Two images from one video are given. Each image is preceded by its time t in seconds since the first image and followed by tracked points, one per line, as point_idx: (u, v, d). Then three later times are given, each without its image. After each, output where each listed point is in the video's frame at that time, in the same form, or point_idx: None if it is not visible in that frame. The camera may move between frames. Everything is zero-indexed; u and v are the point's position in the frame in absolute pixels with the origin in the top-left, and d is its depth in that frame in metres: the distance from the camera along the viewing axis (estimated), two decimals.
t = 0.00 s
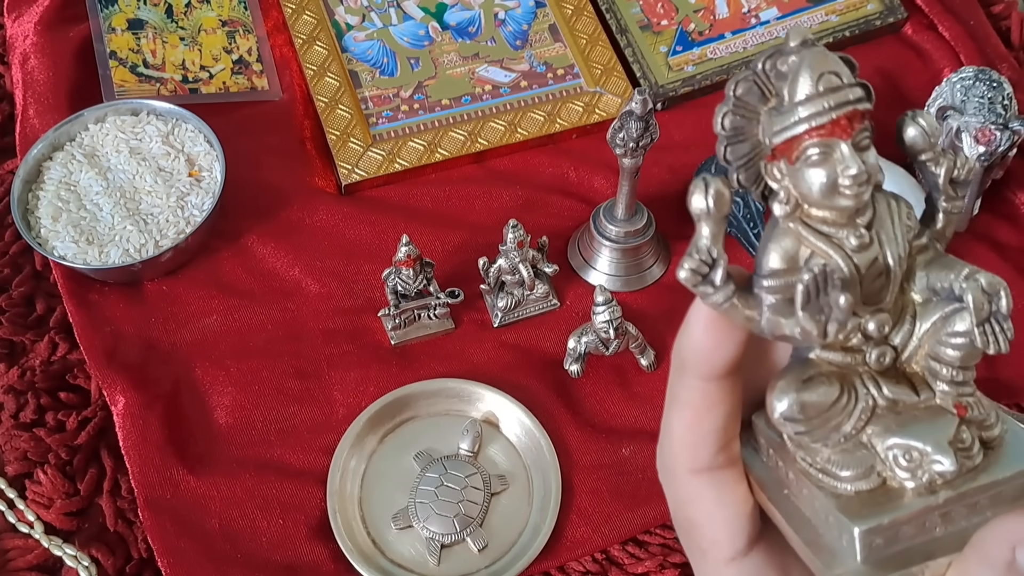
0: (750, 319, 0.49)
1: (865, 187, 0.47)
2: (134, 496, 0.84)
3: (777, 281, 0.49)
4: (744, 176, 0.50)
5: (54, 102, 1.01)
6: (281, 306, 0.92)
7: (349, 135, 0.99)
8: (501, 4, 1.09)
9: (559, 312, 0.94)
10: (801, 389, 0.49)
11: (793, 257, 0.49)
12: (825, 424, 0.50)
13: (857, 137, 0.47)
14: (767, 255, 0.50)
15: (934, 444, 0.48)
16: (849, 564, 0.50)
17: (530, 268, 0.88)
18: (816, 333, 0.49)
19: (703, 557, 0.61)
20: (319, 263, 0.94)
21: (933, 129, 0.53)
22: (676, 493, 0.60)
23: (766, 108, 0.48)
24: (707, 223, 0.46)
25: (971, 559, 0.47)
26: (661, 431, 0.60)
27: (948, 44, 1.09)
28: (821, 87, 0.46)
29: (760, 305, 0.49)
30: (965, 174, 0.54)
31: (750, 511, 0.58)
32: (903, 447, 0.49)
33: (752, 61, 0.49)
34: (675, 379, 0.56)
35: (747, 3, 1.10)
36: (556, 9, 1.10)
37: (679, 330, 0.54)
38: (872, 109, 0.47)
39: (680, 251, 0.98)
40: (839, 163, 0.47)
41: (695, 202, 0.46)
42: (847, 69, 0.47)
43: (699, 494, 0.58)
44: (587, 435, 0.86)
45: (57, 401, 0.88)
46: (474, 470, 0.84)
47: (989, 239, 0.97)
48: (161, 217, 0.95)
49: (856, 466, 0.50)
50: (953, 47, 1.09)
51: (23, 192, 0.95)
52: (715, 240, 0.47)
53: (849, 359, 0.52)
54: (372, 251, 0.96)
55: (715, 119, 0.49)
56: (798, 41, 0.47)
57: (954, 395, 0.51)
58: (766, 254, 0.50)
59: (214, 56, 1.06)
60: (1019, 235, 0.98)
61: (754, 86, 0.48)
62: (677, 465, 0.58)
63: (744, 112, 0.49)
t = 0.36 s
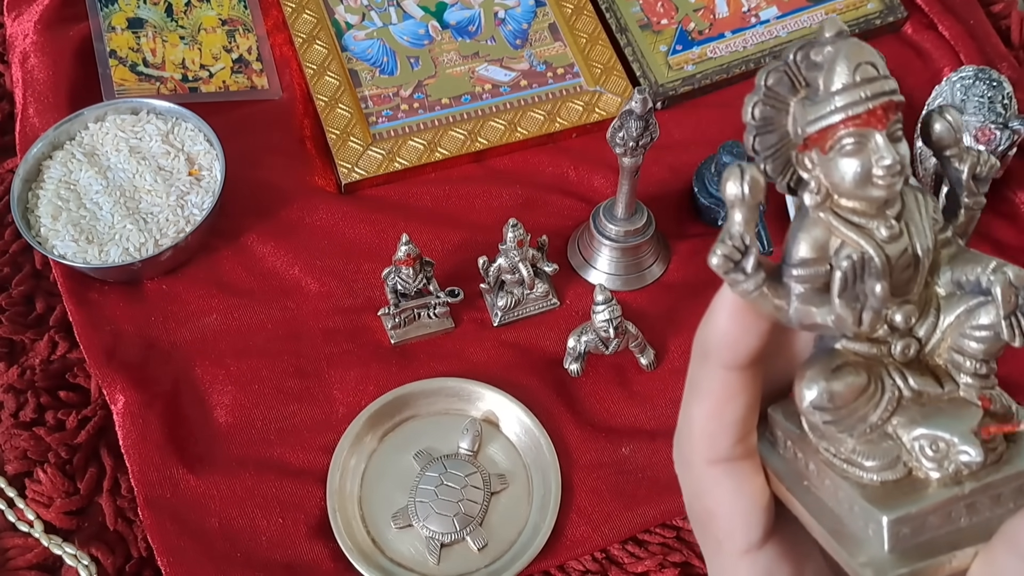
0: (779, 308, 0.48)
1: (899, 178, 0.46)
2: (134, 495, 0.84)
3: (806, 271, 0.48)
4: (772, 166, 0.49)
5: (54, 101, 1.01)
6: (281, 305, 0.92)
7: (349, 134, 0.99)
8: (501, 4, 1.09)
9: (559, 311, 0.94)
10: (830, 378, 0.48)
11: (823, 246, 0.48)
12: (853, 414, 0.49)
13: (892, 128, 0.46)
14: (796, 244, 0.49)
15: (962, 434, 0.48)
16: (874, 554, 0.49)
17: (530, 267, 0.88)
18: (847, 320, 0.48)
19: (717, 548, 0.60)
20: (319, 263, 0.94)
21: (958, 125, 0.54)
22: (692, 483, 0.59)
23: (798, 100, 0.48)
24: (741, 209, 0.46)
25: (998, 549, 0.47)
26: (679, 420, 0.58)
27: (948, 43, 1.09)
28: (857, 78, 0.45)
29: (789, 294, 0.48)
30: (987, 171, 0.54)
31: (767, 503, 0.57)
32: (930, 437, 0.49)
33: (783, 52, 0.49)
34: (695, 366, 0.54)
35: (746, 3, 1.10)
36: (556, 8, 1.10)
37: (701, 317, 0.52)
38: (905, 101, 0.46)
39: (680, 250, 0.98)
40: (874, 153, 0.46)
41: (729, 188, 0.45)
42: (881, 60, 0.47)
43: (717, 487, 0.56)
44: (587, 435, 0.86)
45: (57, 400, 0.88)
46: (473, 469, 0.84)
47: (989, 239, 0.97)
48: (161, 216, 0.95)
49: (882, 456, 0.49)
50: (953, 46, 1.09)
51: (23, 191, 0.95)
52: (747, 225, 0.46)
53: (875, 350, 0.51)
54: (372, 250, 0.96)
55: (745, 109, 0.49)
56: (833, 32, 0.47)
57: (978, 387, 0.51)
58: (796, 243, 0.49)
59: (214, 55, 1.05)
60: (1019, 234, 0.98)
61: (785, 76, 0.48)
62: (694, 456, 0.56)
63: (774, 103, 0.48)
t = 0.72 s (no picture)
0: (733, 271, 0.49)
1: (845, 138, 0.47)
2: (134, 496, 0.84)
3: (759, 233, 0.49)
4: (727, 132, 0.50)
5: (54, 102, 1.01)
6: (281, 306, 0.92)
7: (349, 135, 0.99)
8: (501, 4, 1.09)
9: (559, 311, 0.94)
10: (782, 336, 0.47)
11: (774, 209, 0.49)
12: (806, 370, 0.48)
13: (836, 89, 0.47)
14: (749, 208, 0.50)
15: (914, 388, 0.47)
16: (830, 510, 0.48)
17: (530, 267, 0.89)
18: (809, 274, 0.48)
19: (689, 509, 0.60)
20: (319, 263, 0.94)
21: (912, 84, 0.52)
22: (663, 443, 0.60)
23: (748, 64, 0.48)
24: (690, 174, 0.47)
25: (947, 498, 0.43)
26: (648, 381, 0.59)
27: (948, 43, 1.10)
28: (800, 41, 0.46)
29: (742, 256, 0.49)
30: (944, 128, 0.52)
31: (736, 463, 0.57)
32: (883, 392, 0.47)
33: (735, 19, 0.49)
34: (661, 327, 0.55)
35: (746, 3, 1.10)
36: (556, 8, 1.10)
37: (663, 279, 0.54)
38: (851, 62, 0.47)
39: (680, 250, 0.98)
40: (818, 115, 0.46)
41: (677, 154, 0.46)
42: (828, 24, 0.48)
43: (684, 447, 0.57)
44: (587, 435, 0.86)
45: (57, 400, 0.88)
46: (474, 470, 0.84)
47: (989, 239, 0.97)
48: (161, 216, 0.95)
49: (837, 412, 0.48)
50: (952, 46, 1.09)
51: (23, 191, 0.95)
52: (697, 192, 0.47)
53: (831, 308, 0.50)
54: (372, 251, 0.96)
55: (698, 77, 0.50)
56: None
57: (935, 341, 0.49)
58: (749, 207, 0.50)
59: (214, 56, 1.06)
60: (1019, 235, 0.98)
61: (735, 43, 0.48)
62: (664, 416, 0.57)
63: (727, 70, 0.49)
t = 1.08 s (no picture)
0: (815, 264, 0.44)
1: (949, 116, 0.43)
2: (133, 496, 0.84)
3: (845, 222, 0.45)
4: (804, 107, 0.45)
5: (54, 101, 1.01)
6: (280, 305, 0.92)
7: (349, 134, 0.99)
8: (501, 4, 1.09)
9: (559, 311, 0.94)
10: (874, 339, 0.46)
11: (864, 194, 0.45)
12: (898, 380, 0.46)
13: (943, 61, 0.43)
14: (834, 193, 0.45)
15: (1020, 403, 0.45)
16: (925, 535, 0.46)
17: (529, 267, 0.89)
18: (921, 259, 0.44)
19: (743, 534, 0.57)
20: (319, 263, 0.94)
21: (1011, 61, 0.51)
22: (713, 459, 0.56)
23: (834, 30, 0.44)
24: (774, 150, 0.41)
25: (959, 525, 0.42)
26: (702, 395, 0.56)
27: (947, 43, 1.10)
28: (905, 3, 0.42)
29: (826, 249, 0.44)
30: None
31: (798, 482, 0.54)
32: (985, 406, 0.46)
33: None
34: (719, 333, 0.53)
35: (746, 3, 1.10)
36: (556, 8, 1.10)
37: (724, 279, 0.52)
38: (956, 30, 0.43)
39: (680, 250, 0.98)
40: (922, 88, 0.42)
41: (761, 127, 0.41)
42: None
43: (737, 461, 0.54)
44: (586, 435, 0.86)
45: (56, 400, 0.88)
46: (473, 469, 0.84)
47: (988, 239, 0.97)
48: (161, 216, 0.95)
49: (929, 428, 0.46)
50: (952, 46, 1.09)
51: (23, 191, 0.95)
52: (780, 168, 0.42)
53: (922, 310, 0.48)
54: (372, 250, 0.96)
55: (775, 44, 0.45)
56: None
57: None
58: (833, 192, 0.45)
59: (213, 55, 1.05)
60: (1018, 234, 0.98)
61: (819, 6, 0.44)
62: (718, 429, 0.55)
63: (808, 36, 0.44)
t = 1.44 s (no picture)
0: (931, 239, 0.43)
1: None
2: (132, 495, 0.84)
3: (965, 197, 0.44)
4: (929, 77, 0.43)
5: (53, 100, 1.01)
6: (279, 304, 0.92)
7: (348, 134, 0.99)
8: (500, 3, 1.09)
9: (557, 310, 0.93)
10: (990, 318, 0.46)
11: (988, 169, 0.44)
12: (1008, 362, 0.46)
13: None
14: (956, 166, 0.44)
15: None
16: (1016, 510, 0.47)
17: (528, 267, 0.89)
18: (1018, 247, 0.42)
19: (823, 513, 0.57)
20: (318, 262, 0.94)
21: None
22: (799, 433, 0.56)
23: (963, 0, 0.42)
24: (904, 118, 0.40)
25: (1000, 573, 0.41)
26: (790, 368, 0.56)
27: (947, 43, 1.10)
28: None
29: (944, 223, 0.43)
30: None
31: (886, 463, 0.54)
32: None
33: None
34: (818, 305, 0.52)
35: (745, 2, 1.10)
36: (555, 8, 1.10)
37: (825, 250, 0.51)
38: None
39: (680, 250, 0.98)
40: None
41: (893, 94, 0.41)
42: None
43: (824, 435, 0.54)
44: (585, 434, 0.86)
45: (55, 399, 0.88)
46: (472, 468, 0.84)
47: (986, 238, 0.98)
48: (160, 215, 0.95)
49: None
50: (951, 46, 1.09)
51: (22, 190, 0.95)
52: (910, 136, 0.40)
53: None
54: (371, 249, 0.95)
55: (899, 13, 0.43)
56: None
57: None
58: (955, 165, 0.44)
59: (212, 55, 1.05)
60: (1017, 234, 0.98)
61: None
62: (809, 403, 0.54)
63: (935, 5, 0.43)
